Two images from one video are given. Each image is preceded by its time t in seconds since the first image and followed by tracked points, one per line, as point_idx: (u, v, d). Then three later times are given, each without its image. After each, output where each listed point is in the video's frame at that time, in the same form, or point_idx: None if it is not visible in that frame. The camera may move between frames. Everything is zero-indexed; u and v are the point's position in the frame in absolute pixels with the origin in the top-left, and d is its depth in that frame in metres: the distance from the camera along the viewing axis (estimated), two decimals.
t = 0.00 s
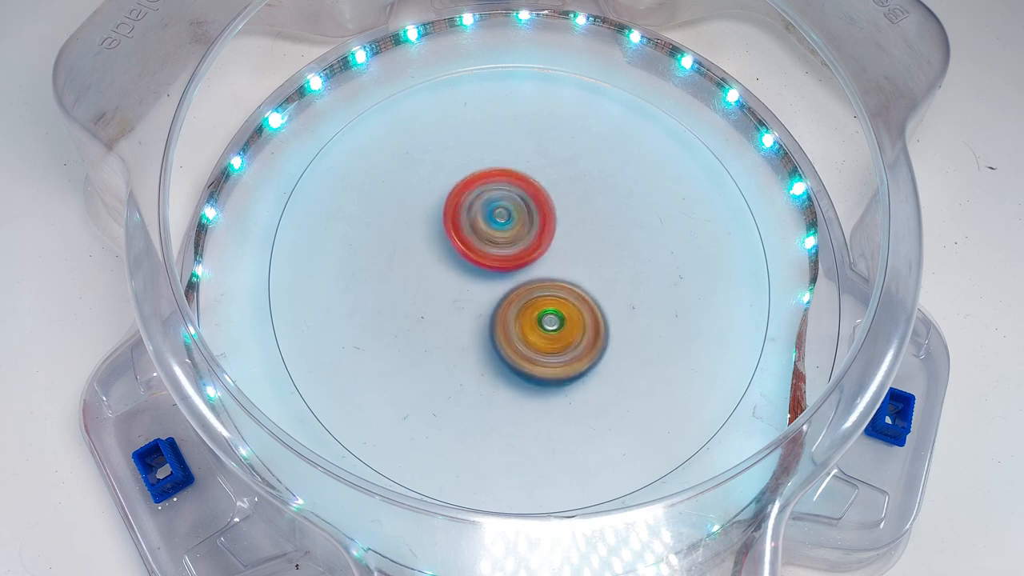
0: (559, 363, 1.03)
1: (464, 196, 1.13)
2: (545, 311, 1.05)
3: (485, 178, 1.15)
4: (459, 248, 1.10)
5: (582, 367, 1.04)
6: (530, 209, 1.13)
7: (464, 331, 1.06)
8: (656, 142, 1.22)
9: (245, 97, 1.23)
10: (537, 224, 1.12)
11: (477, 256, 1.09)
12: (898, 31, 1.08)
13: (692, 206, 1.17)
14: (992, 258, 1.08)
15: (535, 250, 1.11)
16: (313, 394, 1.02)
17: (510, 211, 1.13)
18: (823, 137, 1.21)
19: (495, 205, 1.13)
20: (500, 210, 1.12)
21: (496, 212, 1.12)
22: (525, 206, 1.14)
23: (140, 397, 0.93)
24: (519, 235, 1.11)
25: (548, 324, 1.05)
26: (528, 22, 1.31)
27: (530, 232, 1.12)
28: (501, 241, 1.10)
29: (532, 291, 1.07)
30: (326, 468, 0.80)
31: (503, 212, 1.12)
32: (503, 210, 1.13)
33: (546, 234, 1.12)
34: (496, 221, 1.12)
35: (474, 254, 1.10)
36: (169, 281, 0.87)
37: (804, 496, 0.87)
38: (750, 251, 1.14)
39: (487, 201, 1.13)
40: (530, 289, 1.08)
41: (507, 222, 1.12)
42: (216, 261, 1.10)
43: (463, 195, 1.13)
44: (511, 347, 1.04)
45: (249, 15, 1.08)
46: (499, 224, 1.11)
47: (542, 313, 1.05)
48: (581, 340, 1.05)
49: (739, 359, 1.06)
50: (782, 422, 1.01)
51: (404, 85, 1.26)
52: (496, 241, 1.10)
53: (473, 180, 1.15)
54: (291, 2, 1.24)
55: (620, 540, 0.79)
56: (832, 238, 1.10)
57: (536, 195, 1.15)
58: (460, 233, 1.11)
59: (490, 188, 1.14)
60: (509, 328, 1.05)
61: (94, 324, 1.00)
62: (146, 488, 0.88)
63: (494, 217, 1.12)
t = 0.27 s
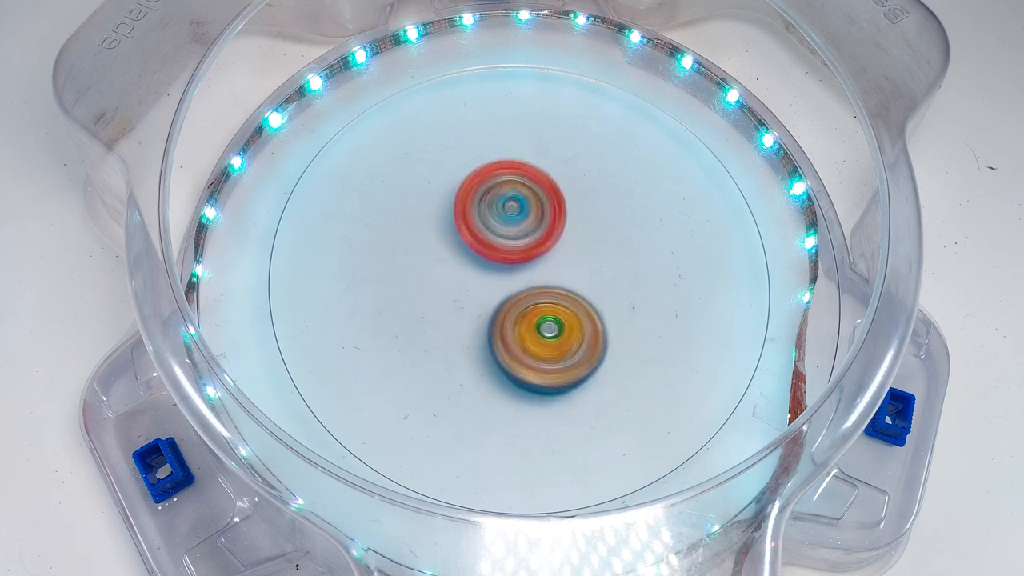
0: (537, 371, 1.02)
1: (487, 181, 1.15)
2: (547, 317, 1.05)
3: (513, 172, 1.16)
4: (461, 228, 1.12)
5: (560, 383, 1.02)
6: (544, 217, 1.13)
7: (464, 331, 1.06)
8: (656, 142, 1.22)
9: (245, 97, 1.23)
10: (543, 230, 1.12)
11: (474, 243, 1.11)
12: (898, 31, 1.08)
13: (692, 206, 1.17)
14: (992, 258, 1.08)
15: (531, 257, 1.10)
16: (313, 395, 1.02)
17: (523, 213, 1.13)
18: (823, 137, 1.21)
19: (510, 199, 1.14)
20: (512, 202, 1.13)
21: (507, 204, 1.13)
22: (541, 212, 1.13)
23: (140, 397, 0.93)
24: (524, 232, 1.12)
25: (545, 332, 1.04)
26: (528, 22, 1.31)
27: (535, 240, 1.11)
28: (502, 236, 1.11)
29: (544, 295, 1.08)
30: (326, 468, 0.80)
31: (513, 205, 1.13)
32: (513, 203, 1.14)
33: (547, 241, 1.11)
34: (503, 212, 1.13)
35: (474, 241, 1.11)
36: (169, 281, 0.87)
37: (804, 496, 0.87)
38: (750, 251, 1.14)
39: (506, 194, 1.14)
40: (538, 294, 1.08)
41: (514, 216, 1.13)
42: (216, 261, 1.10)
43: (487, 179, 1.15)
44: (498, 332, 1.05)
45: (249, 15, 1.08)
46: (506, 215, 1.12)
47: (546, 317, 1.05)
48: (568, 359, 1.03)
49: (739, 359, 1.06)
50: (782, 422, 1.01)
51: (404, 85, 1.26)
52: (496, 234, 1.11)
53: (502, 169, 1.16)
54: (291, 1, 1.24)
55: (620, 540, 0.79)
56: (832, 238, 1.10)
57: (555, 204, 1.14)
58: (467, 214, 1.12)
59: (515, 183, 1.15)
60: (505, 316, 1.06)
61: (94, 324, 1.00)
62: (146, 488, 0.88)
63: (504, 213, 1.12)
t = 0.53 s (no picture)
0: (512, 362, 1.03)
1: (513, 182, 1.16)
2: (537, 317, 1.05)
3: (532, 180, 1.16)
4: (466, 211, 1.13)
5: (534, 382, 1.03)
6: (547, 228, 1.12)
7: (464, 331, 1.06)
8: (656, 142, 1.22)
9: (245, 97, 1.23)
10: (545, 237, 1.12)
11: (473, 231, 1.12)
12: (898, 31, 1.08)
13: (692, 207, 1.17)
14: (992, 258, 1.08)
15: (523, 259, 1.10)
16: (313, 395, 1.02)
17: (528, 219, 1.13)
18: (823, 137, 1.21)
19: (519, 203, 1.14)
20: (520, 206, 1.13)
21: (515, 206, 1.13)
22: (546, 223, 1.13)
23: (140, 397, 0.93)
24: (527, 235, 1.11)
25: (528, 331, 1.04)
26: (528, 22, 1.31)
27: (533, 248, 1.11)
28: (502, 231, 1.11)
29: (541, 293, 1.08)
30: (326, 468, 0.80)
31: (520, 208, 1.13)
32: (520, 206, 1.14)
33: (548, 249, 1.11)
34: (509, 213, 1.12)
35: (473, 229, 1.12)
36: (169, 281, 0.87)
37: (804, 496, 0.87)
38: (750, 251, 1.14)
39: (519, 197, 1.14)
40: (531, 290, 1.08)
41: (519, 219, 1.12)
42: (216, 262, 1.10)
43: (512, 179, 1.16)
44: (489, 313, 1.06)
45: (249, 15, 1.08)
46: (512, 216, 1.12)
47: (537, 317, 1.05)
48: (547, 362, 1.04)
49: (739, 359, 1.06)
50: (782, 422, 1.01)
51: (404, 85, 1.26)
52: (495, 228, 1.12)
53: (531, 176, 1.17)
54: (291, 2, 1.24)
55: (620, 539, 0.79)
56: (832, 238, 1.10)
57: (563, 220, 1.14)
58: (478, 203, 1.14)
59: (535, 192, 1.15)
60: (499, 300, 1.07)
61: (94, 324, 1.00)
62: (146, 488, 0.88)
63: (509, 212, 1.12)
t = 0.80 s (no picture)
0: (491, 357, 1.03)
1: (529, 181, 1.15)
2: (532, 319, 1.05)
3: (538, 182, 1.15)
4: (475, 199, 1.13)
5: (510, 379, 1.02)
6: (550, 237, 1.11)
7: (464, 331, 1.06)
8: (656, 142, 1.22)
9: (245, 97, 1.23)
10: (550, 242, 1.11)
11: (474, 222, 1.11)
12: (899, 31, 1.08)
13: (692, 206, 1.17)
14: (992, 258, 1.08)
15: (517, 262, 1.09)
16: (313, 395, 1.02)
17: (533, 223, 1.12)
18: (823, 137, 1.21)
19: (526, 205, 1.13)
20: (527, 209, 1.12)
21: (521, 209, 1.12)
22: (551, 231, 1.12)
23: (140, 397, 0.93)
24: (528, 240, 1.11)
25: (515, 330, 1.04)
26: (528, 22, 1.31)
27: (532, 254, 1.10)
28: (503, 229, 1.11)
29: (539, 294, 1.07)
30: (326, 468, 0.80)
31: (526, 212, 1.12)
32: (526, 208, 1.13)
33: (552, 254, 1.10)
34: (513, 216, 1.12)
35: (474, 219, 1.12)
36: (169, 281, 0.87)
37: (804, 496, 0.87)
38: (750, 251, 1.14)
39: (524, 200, 1.13)
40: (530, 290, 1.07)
41: (524, 222, 1.12)
42: (216, 262, 1.10)
43: (530, 180, 1.15)
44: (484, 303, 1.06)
45: (249, 15, 1.08)
46: (518, 219, 1.12)
47: (537, 330, 1.04)
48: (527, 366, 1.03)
49: (739, 359, 1.06)
50: (782, 422, 1.01)
51: (404, 85, 1.26)
52: (497, 224, 1.11)
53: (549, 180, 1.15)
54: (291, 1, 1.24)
55: (620, 539, 0.79)
56: (832, 238, 1.10)
57: (569, 224, 1.12)
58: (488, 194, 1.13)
59: (550, 197, 1.14)
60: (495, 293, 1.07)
61: (94, 324, 1.00)
62: (146, 488, 0.88)
63: (517, 214, 1.12)
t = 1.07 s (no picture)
0: (468, 346, 1.04)
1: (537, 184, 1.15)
2: (517, 319, 1.05)
3: (540, 186, 1.15)
4: (479, 197, 1.14)
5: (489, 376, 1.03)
6: (550, 241, 1.11)
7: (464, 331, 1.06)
8: (656, 142, 1.22)
9: (245, 97, 1.23)
10: (549, 245, 1.11)
11: (473, 213, 1.12)
12: (898, 31, 1.08)
13: (692, 206, 1.17)
14: (992, 258, 1.08)
15: (508, 261, 1.09)
16: (313, 394, 1.02)
17: (531, 227, 1.12)
18: (823, 137, 1.21)
19: (528, 208, 1.13)
20: (528, 212, 1.13)
21: (522, 211, 1.13)
22: (551, 234, 1.11)
23: (140, 397, 0.93)
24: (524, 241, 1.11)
25: (499, 327, 1.04)
26: (528, 22, 1.31)
27: (526, 257, 1.10)
28: (502, 225, 1.12)
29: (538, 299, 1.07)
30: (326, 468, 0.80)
31: (527, 214, 1.12)
32: (527, 211, 1.13)
33: (550, 256, 1.10)
34: (514, 217, 1.12)
35: (475, 216, 1.12)
36: (169, 281, 0.87)
37: (804, 496, 0.87)
38: (750, 251, 1.14)
39: (526, 204, 1.13)
40: (526, 294, 1.07)
41: (522, 224, 1.12)
42: (216, 262, 1.10)
43: (539, 184, 1.15)
44: (478, 294, 1.07)
45: (249, 15, 1.08)
46: (517, 220, 1.12)
47: (520, 331, 1.05)
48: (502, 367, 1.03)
49: (739, 360, 1.06)
50: (782, 422, 1.01)
51: (404, 85, 1.26)
52: (497, 222, 1.12)
53: (558, 187, 1.16)
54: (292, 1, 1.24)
55: (620, 540, 0.79)
56: (832, 238, 1.10)
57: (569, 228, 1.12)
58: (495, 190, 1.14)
59: (551, 201, 1.14)
60: (492, 287, 1.08)
61: (94, 324, 1.00)
62: (145, 488, 0.88)
63: (518, 216, 1.12)
